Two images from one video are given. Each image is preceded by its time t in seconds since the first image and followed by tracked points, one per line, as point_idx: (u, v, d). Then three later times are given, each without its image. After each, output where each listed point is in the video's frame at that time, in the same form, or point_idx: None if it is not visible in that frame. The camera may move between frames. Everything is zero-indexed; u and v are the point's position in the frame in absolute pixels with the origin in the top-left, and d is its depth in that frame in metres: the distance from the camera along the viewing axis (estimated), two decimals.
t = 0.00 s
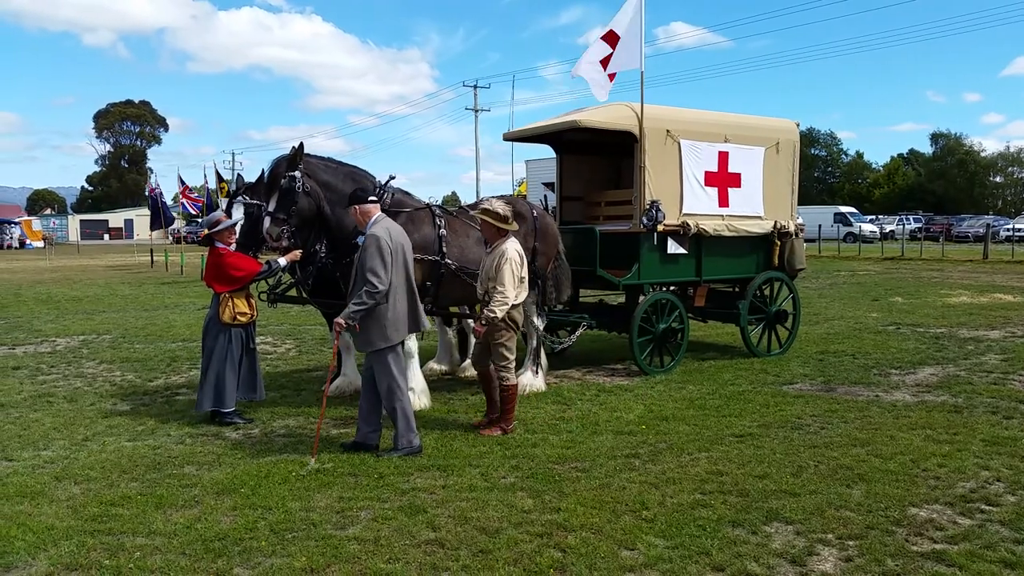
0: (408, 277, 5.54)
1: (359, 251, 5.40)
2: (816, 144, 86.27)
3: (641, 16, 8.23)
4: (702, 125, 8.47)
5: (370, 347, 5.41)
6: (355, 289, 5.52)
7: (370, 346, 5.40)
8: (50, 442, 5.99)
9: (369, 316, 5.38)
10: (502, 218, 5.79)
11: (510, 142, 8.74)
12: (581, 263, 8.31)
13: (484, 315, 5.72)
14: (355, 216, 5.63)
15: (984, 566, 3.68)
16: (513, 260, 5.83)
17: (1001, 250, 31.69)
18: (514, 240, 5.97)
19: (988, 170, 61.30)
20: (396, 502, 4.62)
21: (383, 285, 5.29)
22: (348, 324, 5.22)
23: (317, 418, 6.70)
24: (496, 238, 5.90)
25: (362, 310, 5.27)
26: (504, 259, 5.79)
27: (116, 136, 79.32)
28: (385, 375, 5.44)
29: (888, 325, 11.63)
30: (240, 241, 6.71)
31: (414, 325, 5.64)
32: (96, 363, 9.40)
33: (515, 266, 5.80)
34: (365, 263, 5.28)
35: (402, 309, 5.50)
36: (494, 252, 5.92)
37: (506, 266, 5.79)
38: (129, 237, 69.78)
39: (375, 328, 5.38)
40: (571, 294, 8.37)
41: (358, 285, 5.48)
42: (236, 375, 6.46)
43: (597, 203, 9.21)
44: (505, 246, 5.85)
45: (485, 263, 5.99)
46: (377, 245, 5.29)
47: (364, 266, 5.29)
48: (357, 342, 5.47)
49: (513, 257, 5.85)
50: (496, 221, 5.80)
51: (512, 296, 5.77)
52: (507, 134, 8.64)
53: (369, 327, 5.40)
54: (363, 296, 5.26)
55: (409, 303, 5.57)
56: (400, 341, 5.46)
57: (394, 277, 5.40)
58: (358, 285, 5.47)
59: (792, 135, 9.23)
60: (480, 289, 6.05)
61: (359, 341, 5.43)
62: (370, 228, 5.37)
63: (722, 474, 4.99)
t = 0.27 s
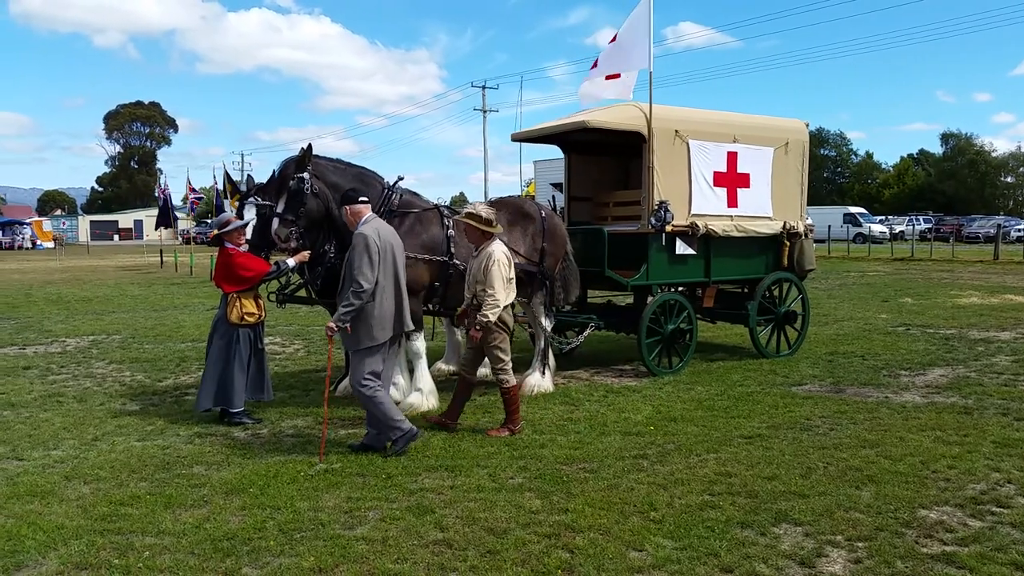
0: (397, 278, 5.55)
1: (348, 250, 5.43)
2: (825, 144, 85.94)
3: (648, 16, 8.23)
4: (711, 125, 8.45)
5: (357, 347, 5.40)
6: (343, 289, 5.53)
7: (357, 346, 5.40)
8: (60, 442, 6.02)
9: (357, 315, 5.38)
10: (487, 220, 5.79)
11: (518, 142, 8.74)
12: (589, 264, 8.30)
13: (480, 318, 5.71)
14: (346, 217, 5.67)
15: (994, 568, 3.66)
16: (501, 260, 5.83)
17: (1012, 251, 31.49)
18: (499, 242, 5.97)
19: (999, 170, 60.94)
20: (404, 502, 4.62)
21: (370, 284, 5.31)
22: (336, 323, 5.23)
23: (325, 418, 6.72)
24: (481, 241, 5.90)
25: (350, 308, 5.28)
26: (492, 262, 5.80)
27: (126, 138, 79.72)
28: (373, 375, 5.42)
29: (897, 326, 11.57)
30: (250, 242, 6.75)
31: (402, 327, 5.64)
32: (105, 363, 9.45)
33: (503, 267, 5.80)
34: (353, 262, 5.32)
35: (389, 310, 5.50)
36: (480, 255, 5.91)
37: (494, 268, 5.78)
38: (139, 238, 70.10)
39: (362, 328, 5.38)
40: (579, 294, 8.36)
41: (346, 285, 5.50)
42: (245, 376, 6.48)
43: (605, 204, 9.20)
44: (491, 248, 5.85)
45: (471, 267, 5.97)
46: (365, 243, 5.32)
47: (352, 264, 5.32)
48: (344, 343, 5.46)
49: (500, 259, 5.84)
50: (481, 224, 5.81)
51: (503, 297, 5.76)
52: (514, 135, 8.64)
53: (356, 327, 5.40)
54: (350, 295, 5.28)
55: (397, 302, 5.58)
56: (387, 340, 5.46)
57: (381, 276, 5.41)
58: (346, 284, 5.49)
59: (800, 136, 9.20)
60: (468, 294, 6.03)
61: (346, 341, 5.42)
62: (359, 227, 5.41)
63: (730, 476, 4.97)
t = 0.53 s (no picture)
0: (394, 273, 5.53)
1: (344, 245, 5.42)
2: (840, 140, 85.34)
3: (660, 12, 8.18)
4: (725, 121, 8.41)
5: (354, 342, 5.40)
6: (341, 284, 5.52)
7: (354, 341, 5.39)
8: (77, 436, 6.08)
9: (354, 310, 5.36)
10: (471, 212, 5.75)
11: (531, 139, 8.74)
12: (603, 260, 8.29)
13: (486, 311, 5.64)
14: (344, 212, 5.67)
15: (1012, 567, 3.63)
16: (490, 250, 5.79)
17: None
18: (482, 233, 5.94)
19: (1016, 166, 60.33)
20: (418, 498, 4.64)
21: (366, 279, 5.30)
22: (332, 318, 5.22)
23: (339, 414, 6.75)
24: (466, 235, 5.83)
25: (347, 304, 5.27)
26: (483, 252, 5.74)
27: (141, 135, 80.25)
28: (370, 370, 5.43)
29: (913, 323, 11.49)
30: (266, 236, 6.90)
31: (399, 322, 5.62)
32: (121, 359, 9.52)
33: (494, 256, 5.76)
34: (349, 257, 5.30)
35: (386, 305, 5.48)
36: (467, 249, 5.84)
37: (486, 259, 5.73)
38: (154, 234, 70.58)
39: (359, 323, 5.37)
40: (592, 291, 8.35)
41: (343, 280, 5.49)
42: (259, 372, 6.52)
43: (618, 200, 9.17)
44: (479, 241, 5.79)
45: (458, 265, 5.87)
46: (361, 238, 5.30)
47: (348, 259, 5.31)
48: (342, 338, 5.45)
49: (488, 249, 5.79)
50: (467, 218, 5.76)
51: (499, 286, 5.71)
52: (527, 131, 8.63)
53: (353, 322, 5.38)
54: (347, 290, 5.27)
55: (394, 297, 5.55)
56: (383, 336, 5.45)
57: (377, 271, 5.40)
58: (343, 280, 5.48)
59: (816, 131, 9.14)
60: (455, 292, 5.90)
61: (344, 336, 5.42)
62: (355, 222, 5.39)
63: (745, 473, 4.95)
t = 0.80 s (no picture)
0: (384, 275, 5.49)
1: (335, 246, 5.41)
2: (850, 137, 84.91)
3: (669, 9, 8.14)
4: (735, 118, 8.37)
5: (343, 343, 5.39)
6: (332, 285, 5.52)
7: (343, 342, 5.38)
8: (88, 435, 6.11)
9: (342, 311, 5.35)
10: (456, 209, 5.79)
11: (540, 137, 8.72)
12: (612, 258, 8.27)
13: (470, 306, 5.64)
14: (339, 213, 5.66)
15: None
16: (476, 247, 5.77)
17: None
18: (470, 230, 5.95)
19: None
20: (427, 497, 4.64)
21: (354, 281, 5.28)
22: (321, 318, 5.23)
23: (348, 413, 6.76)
24: (453, 232, 5.86)
25: (335, 304, 5.26)
26: (466, 249, 5.73)
27: (151, 135, 80.63)
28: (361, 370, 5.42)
29: (924, 321, 11.42)
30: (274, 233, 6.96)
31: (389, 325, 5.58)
32: (132, 358, 9.57)
33: (479, 252, 5.75)
34: (338, 258, 5.29)
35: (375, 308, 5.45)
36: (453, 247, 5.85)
37: (470, 254, 5.73)
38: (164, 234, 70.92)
39: (347, 325, 5.36)
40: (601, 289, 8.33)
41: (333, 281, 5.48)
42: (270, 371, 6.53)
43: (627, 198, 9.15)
44: (464, 237, 5.80)
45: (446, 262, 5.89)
46: (349, 240, 5.28)
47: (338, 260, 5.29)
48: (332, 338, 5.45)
49: (474, 245, 5.78)
50: (452, 215, 5.80)
51: (485, 283, 5.70)
52: (536, 129, 8.62)
53: (341, 323, 5.37)
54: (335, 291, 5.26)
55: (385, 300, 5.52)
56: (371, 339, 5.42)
57: (367, 273, 5.37)
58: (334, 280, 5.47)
59: (826, 128, 9.09)
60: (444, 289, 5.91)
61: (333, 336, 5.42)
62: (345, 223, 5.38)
63: (755, 472, 4.93)
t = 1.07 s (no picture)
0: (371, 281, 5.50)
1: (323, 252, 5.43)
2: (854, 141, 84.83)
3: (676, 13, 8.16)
4: (739, 123, 8.38)
5: (331, 348, 5.40)
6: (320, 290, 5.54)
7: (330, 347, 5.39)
8: (94, 441, 6.12)
9: (329, 316, 5.36)
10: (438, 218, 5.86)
11: (544, 142, 8.75)
12: (616, 263, 8.27)
13: (446, 317, 5.66)
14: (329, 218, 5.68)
15: None
16: (455, 255, 5.76)
17: None
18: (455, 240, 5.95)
19: None
20: (432, 502, 4.64)
21: (341, 286, 5.29)
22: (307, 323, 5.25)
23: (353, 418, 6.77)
24: (436, 242, 5.91)
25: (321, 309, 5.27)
26: (445, 257, 5.74)
27: (156, 140, 80.92)
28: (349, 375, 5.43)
29: (929, 325, 11.39)
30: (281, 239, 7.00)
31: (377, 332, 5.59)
32: (137, 364, 9.59)
33: (459, 261, 5.74)
34: (325, 263, 5.30)
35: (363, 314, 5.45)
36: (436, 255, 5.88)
37: (448, 264, 5.72)
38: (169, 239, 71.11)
39: (335, 330, 5.37)
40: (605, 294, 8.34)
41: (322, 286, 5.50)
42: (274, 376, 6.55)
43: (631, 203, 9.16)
44: (445, 246, 5.82)
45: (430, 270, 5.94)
46: (336, 245, 5.30)
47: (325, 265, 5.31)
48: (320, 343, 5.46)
49: (453, 254, 5.77)
50: (433, 224, 5.88)
51: (463, 293, 5.70)
52: (541, 134, 8.65)
53: (328, 328, 5.38)
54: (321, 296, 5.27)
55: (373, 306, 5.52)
56: (359, 344, 5.42)
57: (354, 279, 5.38)
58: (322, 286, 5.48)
59: (830, 133, 9.09)
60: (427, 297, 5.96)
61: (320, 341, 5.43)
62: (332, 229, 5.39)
63: (760, 477, 4.92)
